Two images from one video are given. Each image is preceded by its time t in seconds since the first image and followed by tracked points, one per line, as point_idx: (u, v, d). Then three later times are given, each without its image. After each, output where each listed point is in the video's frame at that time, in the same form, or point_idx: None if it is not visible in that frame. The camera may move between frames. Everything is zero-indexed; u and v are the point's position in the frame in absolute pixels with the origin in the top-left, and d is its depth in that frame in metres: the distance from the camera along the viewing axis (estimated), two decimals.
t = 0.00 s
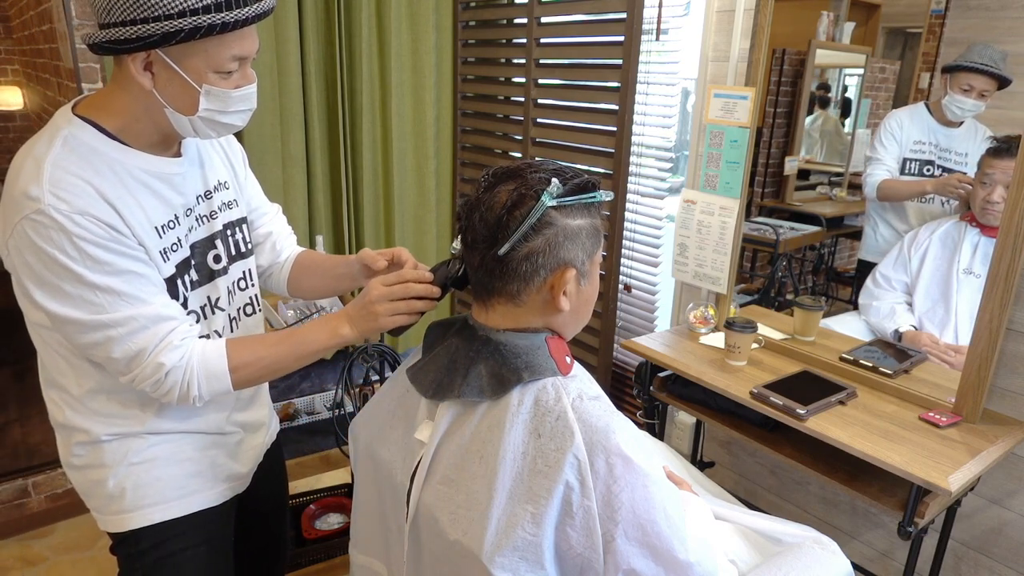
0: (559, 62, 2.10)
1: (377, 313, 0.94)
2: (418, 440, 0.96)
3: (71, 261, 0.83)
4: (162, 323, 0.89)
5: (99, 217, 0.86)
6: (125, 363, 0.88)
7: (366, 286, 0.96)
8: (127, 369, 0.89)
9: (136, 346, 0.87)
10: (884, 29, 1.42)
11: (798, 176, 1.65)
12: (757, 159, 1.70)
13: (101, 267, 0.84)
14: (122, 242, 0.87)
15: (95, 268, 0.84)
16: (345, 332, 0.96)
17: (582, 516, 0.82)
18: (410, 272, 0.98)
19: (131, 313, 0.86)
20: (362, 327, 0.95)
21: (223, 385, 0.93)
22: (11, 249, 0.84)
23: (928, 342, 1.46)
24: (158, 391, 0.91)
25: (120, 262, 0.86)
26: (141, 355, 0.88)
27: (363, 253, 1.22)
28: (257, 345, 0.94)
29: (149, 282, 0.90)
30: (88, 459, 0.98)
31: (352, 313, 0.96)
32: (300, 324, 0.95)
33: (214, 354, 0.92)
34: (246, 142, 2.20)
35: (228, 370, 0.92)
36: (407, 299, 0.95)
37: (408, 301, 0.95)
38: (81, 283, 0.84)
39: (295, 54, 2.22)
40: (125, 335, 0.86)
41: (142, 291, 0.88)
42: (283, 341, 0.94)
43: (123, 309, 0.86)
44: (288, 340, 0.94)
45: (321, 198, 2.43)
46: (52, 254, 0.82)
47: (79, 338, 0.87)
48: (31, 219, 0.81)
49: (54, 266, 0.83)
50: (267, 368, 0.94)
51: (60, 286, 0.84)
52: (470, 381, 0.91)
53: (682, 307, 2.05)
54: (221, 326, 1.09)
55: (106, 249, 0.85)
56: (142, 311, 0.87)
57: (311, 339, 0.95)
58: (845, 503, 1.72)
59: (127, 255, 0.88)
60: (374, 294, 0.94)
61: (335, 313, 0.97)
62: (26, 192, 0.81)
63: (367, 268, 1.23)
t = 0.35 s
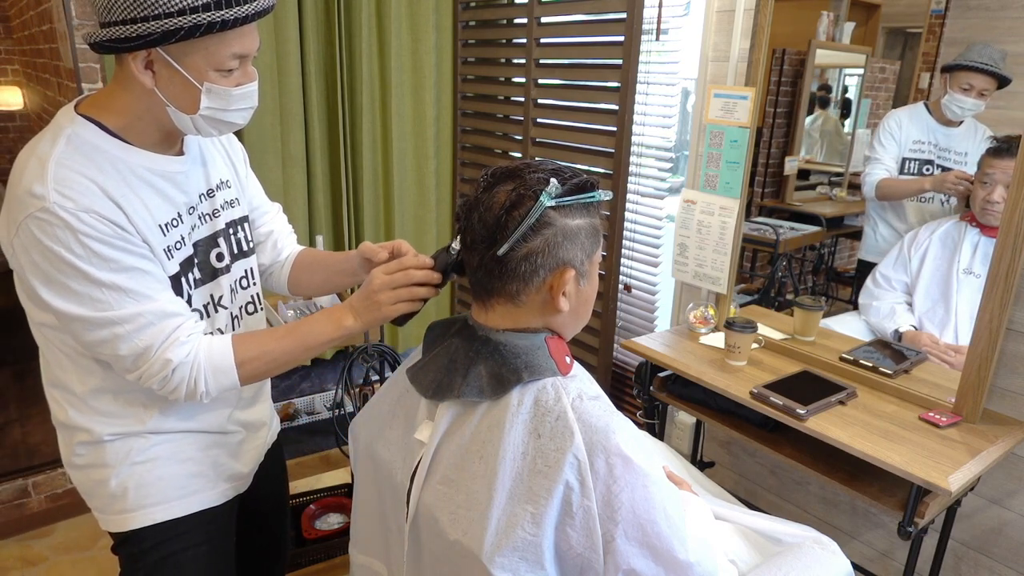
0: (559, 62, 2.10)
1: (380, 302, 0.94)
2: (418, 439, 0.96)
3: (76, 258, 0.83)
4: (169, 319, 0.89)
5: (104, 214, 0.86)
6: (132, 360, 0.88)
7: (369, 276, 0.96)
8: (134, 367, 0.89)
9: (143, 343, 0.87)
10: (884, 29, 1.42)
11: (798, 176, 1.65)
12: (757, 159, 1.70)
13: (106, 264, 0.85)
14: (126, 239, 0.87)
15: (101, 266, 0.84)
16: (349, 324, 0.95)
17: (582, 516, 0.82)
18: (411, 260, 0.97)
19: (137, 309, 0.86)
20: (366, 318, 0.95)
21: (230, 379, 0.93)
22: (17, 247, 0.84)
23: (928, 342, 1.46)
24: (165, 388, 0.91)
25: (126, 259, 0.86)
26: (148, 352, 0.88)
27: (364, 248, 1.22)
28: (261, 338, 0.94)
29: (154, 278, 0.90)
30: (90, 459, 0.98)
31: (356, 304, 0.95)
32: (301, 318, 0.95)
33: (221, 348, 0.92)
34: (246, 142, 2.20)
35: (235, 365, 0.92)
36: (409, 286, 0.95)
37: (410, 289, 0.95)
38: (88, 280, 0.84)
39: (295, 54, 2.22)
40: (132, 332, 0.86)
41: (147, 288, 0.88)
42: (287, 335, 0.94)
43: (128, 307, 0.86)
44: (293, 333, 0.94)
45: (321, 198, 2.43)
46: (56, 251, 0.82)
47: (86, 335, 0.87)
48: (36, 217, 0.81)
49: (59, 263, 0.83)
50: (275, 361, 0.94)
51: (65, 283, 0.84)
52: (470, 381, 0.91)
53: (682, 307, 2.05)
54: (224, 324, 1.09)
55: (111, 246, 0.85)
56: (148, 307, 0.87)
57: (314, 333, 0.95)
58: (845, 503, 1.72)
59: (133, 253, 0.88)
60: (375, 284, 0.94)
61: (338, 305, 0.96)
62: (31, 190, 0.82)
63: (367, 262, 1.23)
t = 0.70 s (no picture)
0: (559, 62, 2.10)
1: (376, 319, 0.94)
2: (418, 440, 0.96)
3: (74, 259, 0.83)
4: (163, 323, 0.89)
5: (103, 215, 0.85)
6: (125, 362, 0.88)
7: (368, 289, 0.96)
8: (127, 368, 0.89)
9: (137, 345, 0.87)
10: (884, 29, 1.42)
11: (798, 176, 1.64)
12: (757, 159, 1.70)
13: (103, 265, 0.85)
14: (124, 240, 0.87)
15: (98, 267, 0.84)
16: (344, 336, 0.96)
17: (582, 516, 0.82)
18: (409, 278, 0.97)
19: (132, 312, 0.86)
20: (362, 332, 0.96)
21: (223, 385, 0.93)
22: (15, 247, 0.84)
23: (928, 342, 1.46)
24: (157, 390, 0.91)
25: (123, 261, 0.86)
26: (141, 355, 0.88)
27: (364, 258, 1.23)
28: (255, 345, 0.94)
29: (151, 281, 0.90)
30: (90, 459, 0.98)
31: (352, 317, 0.96)
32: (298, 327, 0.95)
33: (214, 354, 0.92)
34: (246, 143, 2.20)
35: (227, 371, 0.92)
36: (406, 306, 0.95)
37: (406, 308, 0.95)
38: (85, 281, 0.84)
39: (295, 54, 2.22)
40: (127, 334, 0.87)
41: (143, 291, 0.88)
42: (281, 343, 0.95)
43: (124, 309, 0.86)
44: (287, 341, 0.94)
45: (321, 198, 2.43)
46: (53, 252, 0.82)
47: (81, 336, 0.87)
48: (35, 216, 0.81)
49: (57, 264, 0.83)
50: (265, 369, 0.94)
51: (61, 285, 0.84)
52: (470, 381, 0.91)
53: (682, 307, 2.05)
54: (223, 325, 1.09)
55: (109, 247, 0.85)
56: (143, 310, 0.87)
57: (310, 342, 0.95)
58: (845, 503, 1.72)
59: (130, 254, 0.88)
60: (373, 300, 0.94)
61: (335, 317, 0.97)
62: (31, 190, 0.82)
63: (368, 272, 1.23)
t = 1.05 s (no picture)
0: (559, 62, 2.10)
1: (386, 292, 0.94)
2: (418, 440, 0.96)
3: (84, 255, 0.83)
4: (177, 313, 0.89)
5: (109, 212, 0.86)
6: (142, 356, 0.88)
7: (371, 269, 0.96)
8: (144, 363, 0.89)
9: (153, 337, 0.87)
10: (884, 29, 1.42)
11: (799, 176, 1.65)
12: (757, 159, 1.72)
13: (113, 260, 0.85)
14: (132, 236, 0.87)
15: (109, 262, 0.84)
16: (356, 314, 0.95)
17: (582, 516, 0.82)
18: (415, 250, 0.98)
19: (146, 304, 0.86)
20: (372, 308, 0.95)
21: (241, 371, 0.93)
22: (22, 246, 0.84)
23: (928, 342, 1.46)
24: (176, 382, 0.91)
25: (133, 256, 0.87)
26: (158, 347, 0.88)
27: (368, 236, 1.22)
28: (269, 331, 0.94)
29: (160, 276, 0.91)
30: (91, 458, 0.98)
31: (362, 294, 0.95)
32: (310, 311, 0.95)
33: (231, 342, 0.92)
34: (246, 142, 2.20)
35: (245, 358, 0.93)
36: (415, 276, 0.95)
37: (415, 278, 0.95)
38: (95, 277, 0.84)
39: (295, 53, 2.22)
40: (142, 327, 0.87)
41: (156, 283, 0.88)
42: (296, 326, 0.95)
43: (137, 302, 0.86)
44: (300, 323, 0.94)
45: (321, 197, 2.43)
46: (60, 248, 0.82)
47: (94, 332, 0.87)
48: (41, 215, 0.81)
49: (64, 260, 0.83)
50: (283, 352, 0.94)
51: (71, 280, 0.84)
52: (470, 382, 0.91)
53: (682, 307, 2.05)
54: (225, 323, 1.09)
55: (118, 244, 0.85)
56: (157, 302, 0.87)
57: (323, 325, 0.94)
58: (845, 504, 1.72)
59: (138, 250, 0.88)
60: (381, 273, 0.94)
61: (344, 296, 0.96)
62: (35, 189, 0.82)
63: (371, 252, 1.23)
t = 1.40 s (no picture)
0: (559, 62, 2.10)
1: (376, 324, 0.94)
2: (418, 440, 0.96)
3: (77, 259, 0.83)
4: (164, 323, 0.89)
5: (105, 214, 0.86)
6: (125, 361, 0.88)
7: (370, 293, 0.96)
8: (127, 367, 0.89)
9: (138, 345, 0.87)
10: (884, 29, 1.42)
11: (798, 176, 1.65)
12: (757, 159, 1.72)
13: (105, 265, 0.85)
14: (126, 240, 0.87)
15: (101, 267, 0.84)
16: (343, 339, 0.96)
17: (582, 516, 0.82)
18: (410, 286, 0.97)
19: (134, 312, 0.86)
20: (361, 336, 0.95)
21: (222, 385, 0.93)
22: (17, 246, 0.84)
23: (928, 342, 1.46)
24: (156, 389, 0.91)
25: (126, 260, 0.87)
26: (141, 355, 0.88)
27: (363, 262, 1.22)
28: (255, 347, 0.94)
29: (154, 281, 0.90)
30: (92, 458, 0.98)
31: (352, 321, 0.95)
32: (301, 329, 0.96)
33: (215, 355, 0.92)
34: (246, 143, 2.20)
35: (228, 371, 0.93)
36: (408, 313, 0.95)
37: (408, 315, 0.95)
38: (87, 281, 0.84)
39: (295, 54, 2.22)
40: (127, 335, 0.87)
41: (145, 291, 0.88)
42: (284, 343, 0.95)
43: (125, 309, 0.86)
44: (287, 342, 0.95)
45: (321, 198, 2.43)
46: (56, 250, 0.82)
47: (83, 337, 0.87)
48: (38, 215, 0.81)
49: (59, 262, 0.83)
50: (268, 370, 0.94)
51: (63, 284, 0.84)
52: (470, 382, 0.91)
53: (682, 307, 2.05)
54: (224, 325, 1.08)
55: (112, 247, 0.85)
56: (144, 311, 0.87)
57: (311, 344, 0.95)
58: (845, 503, 1.72)
59: (133, 253, 0.88)
60: (374, 305, 0.94)
61: (334, 320, 0.97)
62: (35, 189, 0.82)
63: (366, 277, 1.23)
